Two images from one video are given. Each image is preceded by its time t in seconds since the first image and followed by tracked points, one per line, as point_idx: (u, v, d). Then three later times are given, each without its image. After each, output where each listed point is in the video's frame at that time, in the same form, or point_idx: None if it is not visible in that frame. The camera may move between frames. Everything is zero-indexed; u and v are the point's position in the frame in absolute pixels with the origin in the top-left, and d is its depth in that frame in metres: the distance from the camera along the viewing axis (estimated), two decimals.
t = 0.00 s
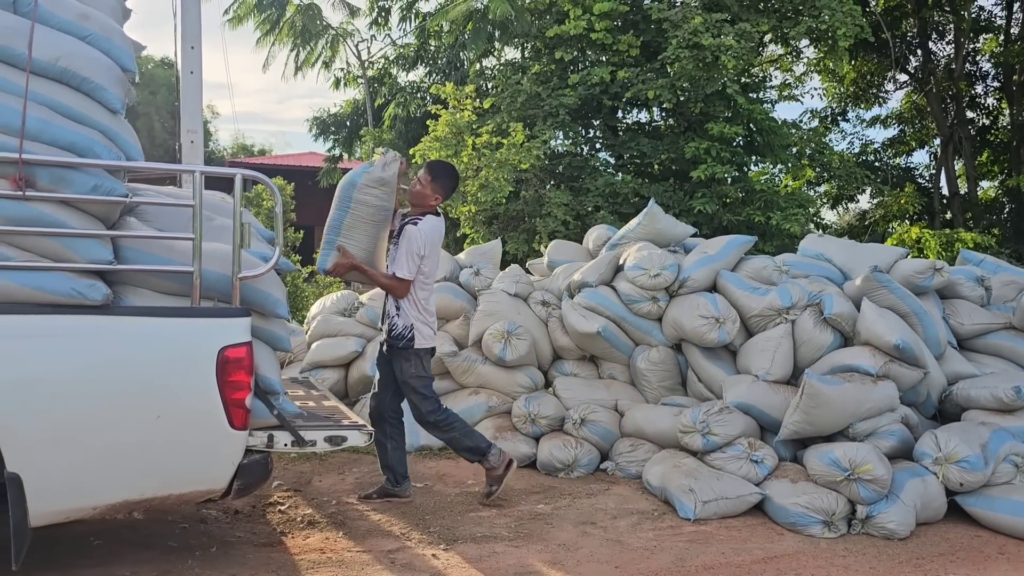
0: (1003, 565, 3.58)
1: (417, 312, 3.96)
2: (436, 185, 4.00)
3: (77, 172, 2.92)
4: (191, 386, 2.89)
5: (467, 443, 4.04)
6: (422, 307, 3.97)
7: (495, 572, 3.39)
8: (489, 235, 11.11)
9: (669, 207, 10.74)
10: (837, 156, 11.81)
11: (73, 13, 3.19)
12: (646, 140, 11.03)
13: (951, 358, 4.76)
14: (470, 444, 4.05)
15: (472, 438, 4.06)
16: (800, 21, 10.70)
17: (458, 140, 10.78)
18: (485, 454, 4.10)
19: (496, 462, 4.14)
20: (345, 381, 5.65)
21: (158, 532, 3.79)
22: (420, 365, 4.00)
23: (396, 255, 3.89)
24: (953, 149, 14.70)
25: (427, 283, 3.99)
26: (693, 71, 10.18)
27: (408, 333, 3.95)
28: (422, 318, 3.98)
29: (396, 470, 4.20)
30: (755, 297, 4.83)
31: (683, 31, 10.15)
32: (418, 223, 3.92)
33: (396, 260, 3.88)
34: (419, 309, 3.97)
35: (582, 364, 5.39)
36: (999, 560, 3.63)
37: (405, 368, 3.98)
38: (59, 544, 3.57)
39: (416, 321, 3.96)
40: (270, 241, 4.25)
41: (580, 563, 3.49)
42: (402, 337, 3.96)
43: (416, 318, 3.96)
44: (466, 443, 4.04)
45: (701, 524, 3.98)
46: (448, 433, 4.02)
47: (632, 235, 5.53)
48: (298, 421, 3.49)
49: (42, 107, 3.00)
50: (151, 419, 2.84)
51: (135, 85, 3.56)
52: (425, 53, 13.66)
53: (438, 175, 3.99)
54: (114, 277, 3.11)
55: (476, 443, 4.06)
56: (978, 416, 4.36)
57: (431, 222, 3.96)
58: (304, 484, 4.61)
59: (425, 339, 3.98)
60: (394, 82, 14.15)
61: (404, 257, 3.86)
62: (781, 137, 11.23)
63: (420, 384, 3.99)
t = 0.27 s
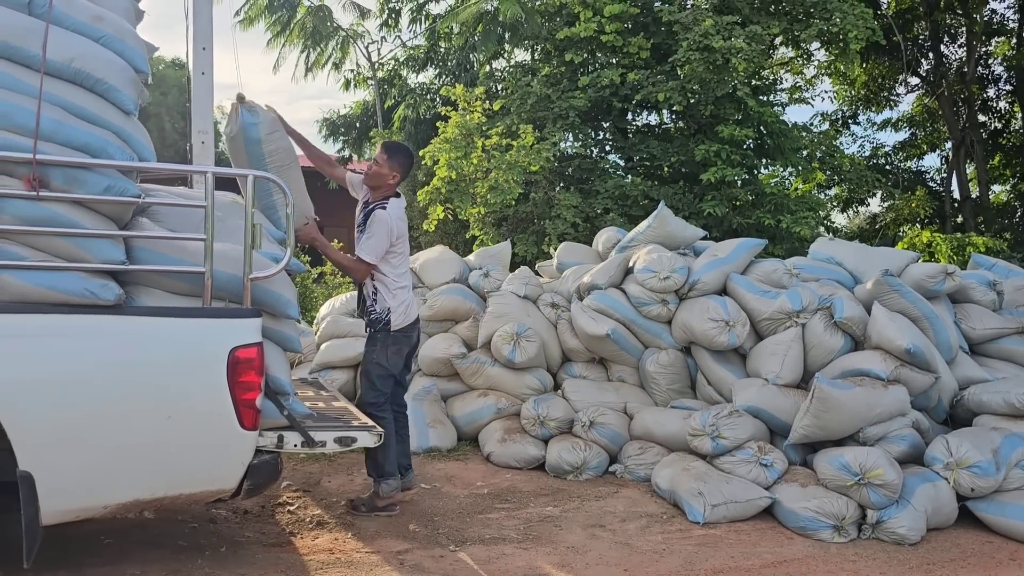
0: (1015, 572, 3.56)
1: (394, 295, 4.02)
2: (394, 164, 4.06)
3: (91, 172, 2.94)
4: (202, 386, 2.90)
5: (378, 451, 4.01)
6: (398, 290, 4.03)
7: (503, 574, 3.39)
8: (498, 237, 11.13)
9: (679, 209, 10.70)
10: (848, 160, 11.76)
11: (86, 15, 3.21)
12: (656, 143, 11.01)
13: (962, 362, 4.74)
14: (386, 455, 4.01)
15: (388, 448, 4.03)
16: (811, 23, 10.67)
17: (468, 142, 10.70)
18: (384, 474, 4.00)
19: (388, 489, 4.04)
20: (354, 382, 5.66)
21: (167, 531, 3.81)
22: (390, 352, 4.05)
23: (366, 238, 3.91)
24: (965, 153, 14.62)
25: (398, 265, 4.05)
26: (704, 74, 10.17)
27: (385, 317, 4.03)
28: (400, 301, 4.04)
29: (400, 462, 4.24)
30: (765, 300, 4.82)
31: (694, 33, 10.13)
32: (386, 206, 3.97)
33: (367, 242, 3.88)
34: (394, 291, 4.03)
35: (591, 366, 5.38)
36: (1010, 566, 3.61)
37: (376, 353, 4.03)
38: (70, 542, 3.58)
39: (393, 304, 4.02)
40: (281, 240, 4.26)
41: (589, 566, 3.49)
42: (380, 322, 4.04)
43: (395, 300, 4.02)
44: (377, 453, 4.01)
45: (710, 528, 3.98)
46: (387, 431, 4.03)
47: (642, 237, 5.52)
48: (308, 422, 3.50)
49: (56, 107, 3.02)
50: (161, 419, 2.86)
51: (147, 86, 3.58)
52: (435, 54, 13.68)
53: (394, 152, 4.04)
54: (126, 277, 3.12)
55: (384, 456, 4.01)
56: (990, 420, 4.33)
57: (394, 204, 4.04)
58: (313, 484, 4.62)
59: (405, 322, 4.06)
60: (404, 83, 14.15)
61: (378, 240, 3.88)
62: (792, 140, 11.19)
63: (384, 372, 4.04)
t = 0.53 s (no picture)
0: None
1: (358, 300, 3.97)
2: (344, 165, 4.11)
3: (100, 171, 2.95)
4: (209, 385, 2.91)
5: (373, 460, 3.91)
6: (360, 295, 3.97)
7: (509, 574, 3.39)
8: (505, 237, 11.14)
9: (685, 210, 10.71)
10: (856, 161, 11.73)
11: (96, 15, 3.22)
12: (663, 143, 11.00)
13: (971, 365, 4.72)
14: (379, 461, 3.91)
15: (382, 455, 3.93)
16: (820, 24, 10.64)
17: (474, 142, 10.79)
18: (378, 482, 3.93)
19: (384, 496, 3.97)
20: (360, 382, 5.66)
21: (174, 530, 3.82)
22: (369, 357, 4.01)
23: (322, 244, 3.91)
24: (973, 155, 14.57)
25: (360, 267, 3.99)
26: (711, 74, 10.15)
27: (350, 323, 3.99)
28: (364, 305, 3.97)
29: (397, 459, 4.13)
30: (772, 301, 4.81)
31: (702, 34, 10.11)
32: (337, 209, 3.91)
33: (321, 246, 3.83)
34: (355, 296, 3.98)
35: (598, 367, 5.38)
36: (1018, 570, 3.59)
37: (354, 359, 4.01)
38: (77, 539, 3.60)
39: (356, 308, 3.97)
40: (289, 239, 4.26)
41: (595, 567, 3.49)
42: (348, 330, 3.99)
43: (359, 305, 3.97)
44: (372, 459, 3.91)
45: (716, 530, 3.97)
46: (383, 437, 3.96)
47: (649, 238, 5.52)
48: (314, 421, 3.50)
49: (66, 107, 3.03)
50: (168, 418, 2.86)
51: (155, 85, 3.59)
52: (442, 54, 13.68)
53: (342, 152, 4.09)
54: (134, 276, 3.13)
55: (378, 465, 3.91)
56: (999, 423, 4.31)
57: (353, 205, 3.98)
58: (318, 483, 4.63)
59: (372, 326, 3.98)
60: (411, 84, 14.15)
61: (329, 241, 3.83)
62: (800, 141, 11.16)
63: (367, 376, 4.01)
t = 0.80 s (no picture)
0: None
1: (347, 299, 3.96)
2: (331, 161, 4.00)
3: (104, 169, 2.95)
4: (211, 382, 2.91)
5: (376, 459, 3.87)
6: (352, 295, 3.96)
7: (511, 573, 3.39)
8: (508, 236, 11.15)
9: (688, 209, 10.70)
10: (859, 161, 11.71)
11: (101, 12, 3.22)
12: (666, 143, 10.99)
13: (974, 366, 4.71)
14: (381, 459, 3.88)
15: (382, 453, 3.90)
16: (824, 24, 10.62)
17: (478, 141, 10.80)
18: (381, 482, 3.89)
19: (386, 495, 3.94)
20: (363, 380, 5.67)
21: (177, 527, 3.82)
22: (362, 358, 4.01)
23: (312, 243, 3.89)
24: (977, 155, 14.54)
25: (350, 266, 3.95)
26: (715, 73, 10.13)
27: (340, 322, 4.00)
28: (353, 306, 3.96)
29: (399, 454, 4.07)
30: (775, 301, 4.80)
31: (706, 33, 10.09)
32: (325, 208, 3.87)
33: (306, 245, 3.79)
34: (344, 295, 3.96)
35: (600, 366, 5.38)
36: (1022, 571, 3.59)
37: (348, 361, 4.02)
38: (81, 536, 3.60)
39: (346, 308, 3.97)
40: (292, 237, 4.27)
41: (597, 566, 3.48)
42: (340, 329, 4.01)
43: (347, 305, 3.96)
44: (374, 459, 3.87)
45: (718, 529, 3.96)
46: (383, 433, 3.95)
47: (652, 237, 5.52)
48: (317, 419, 3.51)
49: (70, 104, 3.04)
50: (170, 415, 2.86)
51: (159, 82, 3.60)
52: (445, 53, 13.67)
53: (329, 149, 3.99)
54: (137, 273, 3.13)
55: (382, 463, 3.88)
56: (1002, 424, 4.30)
57: (345, 203, 3.91)
58: (321, 481, 4.63)
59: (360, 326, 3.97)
60: (414, 82, 14.15)
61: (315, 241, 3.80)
62: (804, 140, 11.14)
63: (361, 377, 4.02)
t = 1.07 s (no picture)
0: None
1: (366, 299, 3.94)
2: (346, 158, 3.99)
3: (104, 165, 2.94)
4: (211, 379, 2.91)
5: (379, 459, 3.93)
6: (370, 295, 3.94)
7: (509, 570, 3.39)
8: (507, 233, 11.15)
9: (688, 207, 10.71)
10: (859, 159, 11.71)
11: (101, 9, 3.22)
12: (665, 140, 10.98)
13: (973, 364, 4.71)
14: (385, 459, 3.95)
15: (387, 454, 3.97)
16: (824, 21, 10.61)
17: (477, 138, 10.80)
18: (382, 481, 3.96)
19: (386, 494, 4.00)
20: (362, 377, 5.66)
21: (175, 523, 3.82)
22: (379, 358, 3.99)
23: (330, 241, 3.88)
24: (977, 153, 14.54)
25: (367, 264, 3.93)
26: (715, 71, 10.12)
27: (359, 321, 3.99)
28: (372, 305, 3.94)
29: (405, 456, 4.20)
30: (774, 299, 4.80)
31: (706, 31, 10.08)
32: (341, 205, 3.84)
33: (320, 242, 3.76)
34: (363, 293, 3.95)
35: (599, 364, 5.38)
36: (1019, 569, 3.59)
37: (365, 359, 4.00)
38: (79, 532, 3.60)
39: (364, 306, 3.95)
40: (292, 235, 4.25)
41: (596, 564, 3.48)
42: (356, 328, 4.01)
43: (366, 304, 3.95)
44: (377, 458, 3.93)
45: (717, 527, 3.96)
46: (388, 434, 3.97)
47: (651, 235, 5.52)
48: (316, 416, 3.50)
49: (69, 100, 3.03)
50: (170, 411, 2.86)
51: (159, 79, 3.59)
52: (445, 50, 13.65)
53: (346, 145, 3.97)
54: (136, 269, 3.13)
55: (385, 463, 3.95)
56: (1001, 423, 4.30)
57: (359, 200, 3.89)
58: (320, 478, 4.63)
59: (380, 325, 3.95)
60: (414, 79, 14.14)
61: (330, 239, 3.77)
62: (803, 138, 11.13)
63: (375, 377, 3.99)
